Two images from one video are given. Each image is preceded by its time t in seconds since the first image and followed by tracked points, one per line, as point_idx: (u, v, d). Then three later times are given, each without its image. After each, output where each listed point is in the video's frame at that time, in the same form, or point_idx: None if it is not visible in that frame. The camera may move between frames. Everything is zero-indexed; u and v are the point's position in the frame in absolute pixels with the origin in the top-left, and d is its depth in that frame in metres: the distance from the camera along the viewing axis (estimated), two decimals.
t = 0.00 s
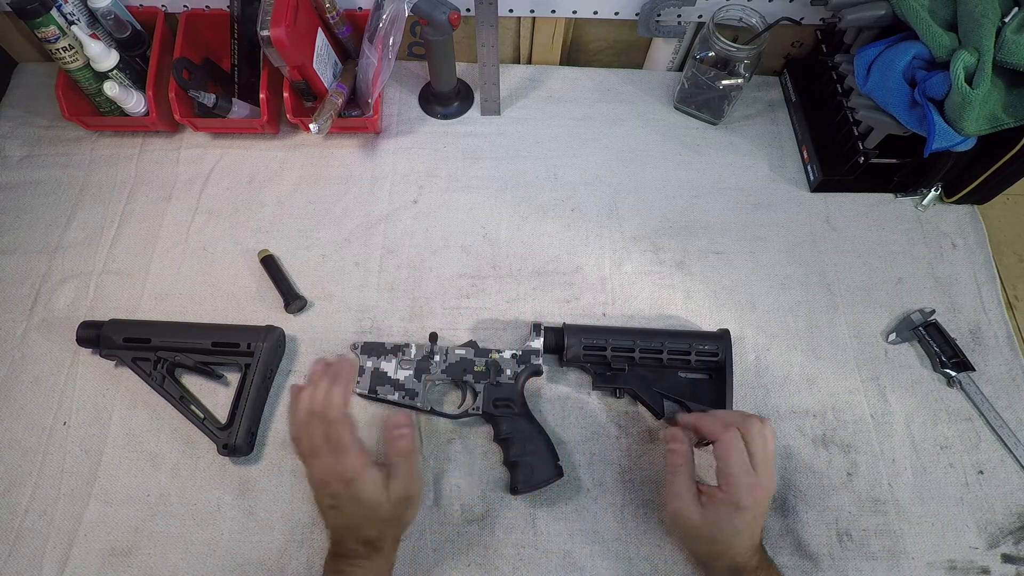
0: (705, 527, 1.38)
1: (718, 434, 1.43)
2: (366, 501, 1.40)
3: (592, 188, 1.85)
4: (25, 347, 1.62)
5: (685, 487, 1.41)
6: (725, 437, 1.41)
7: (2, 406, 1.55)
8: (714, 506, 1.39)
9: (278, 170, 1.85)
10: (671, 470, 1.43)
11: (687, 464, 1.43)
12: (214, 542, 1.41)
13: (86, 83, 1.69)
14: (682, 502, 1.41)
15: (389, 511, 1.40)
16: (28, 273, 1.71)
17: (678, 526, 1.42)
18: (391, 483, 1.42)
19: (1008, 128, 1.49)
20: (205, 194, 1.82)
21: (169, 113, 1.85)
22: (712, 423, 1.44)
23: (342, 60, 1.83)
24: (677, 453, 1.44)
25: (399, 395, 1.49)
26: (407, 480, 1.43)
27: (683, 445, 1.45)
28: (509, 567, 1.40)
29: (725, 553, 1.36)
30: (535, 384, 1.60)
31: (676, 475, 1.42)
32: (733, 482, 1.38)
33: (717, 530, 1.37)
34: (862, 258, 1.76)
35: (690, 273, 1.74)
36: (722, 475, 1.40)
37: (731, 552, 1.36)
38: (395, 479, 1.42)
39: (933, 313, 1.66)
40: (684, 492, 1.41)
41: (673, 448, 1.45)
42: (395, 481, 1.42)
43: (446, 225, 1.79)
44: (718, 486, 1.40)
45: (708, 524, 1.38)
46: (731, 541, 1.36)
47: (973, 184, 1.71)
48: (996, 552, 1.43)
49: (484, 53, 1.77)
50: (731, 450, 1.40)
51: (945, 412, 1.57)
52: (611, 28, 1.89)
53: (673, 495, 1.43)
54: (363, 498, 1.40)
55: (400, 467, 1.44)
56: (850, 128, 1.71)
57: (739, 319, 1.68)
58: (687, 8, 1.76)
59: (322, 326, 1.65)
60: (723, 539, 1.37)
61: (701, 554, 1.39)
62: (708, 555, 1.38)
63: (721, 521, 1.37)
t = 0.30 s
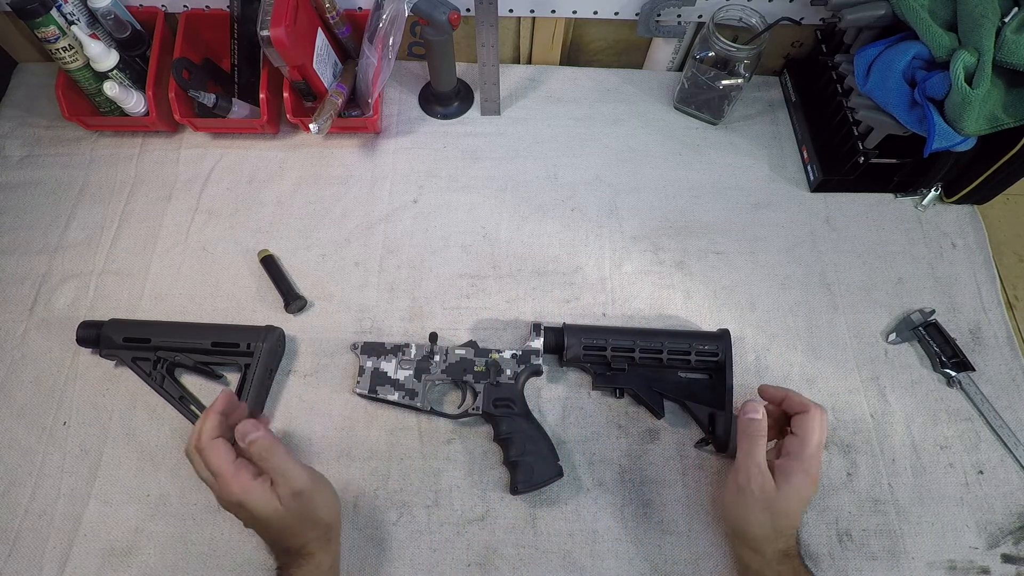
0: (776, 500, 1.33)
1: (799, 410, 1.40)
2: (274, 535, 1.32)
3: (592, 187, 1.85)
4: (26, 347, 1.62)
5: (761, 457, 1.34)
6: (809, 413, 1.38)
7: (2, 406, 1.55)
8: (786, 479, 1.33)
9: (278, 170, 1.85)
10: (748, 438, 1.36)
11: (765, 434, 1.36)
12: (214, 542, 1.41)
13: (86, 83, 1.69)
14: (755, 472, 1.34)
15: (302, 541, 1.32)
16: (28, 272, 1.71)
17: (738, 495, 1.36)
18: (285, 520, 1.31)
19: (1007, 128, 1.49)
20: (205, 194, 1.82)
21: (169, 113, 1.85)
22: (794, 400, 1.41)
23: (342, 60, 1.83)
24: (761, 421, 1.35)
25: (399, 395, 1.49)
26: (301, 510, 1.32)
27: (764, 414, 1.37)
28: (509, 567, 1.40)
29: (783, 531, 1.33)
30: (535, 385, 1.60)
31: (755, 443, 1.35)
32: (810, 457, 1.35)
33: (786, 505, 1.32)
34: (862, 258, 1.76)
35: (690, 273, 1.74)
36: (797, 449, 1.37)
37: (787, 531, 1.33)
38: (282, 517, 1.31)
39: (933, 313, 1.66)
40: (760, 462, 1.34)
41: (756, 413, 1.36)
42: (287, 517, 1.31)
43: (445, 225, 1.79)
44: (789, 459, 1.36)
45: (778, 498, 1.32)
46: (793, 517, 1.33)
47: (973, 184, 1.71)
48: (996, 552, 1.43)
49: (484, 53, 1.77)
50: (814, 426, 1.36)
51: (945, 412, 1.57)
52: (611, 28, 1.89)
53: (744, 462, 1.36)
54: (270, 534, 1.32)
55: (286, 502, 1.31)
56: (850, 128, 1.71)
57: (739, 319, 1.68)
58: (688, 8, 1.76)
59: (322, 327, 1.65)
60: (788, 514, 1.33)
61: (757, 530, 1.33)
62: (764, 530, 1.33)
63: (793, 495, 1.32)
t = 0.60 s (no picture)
0: (752, 514, 1.32)
1: (773, 422, 1.38)
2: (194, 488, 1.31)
3: (592, 187, 1.85)
4: (26, 347, 1.62)
5: (734, 470, 1.34)
6: (783, 423, 1.36)
7: (2, 406, 1.55)
8: (762, 492, 1.32)
9: (278, 170, 1.85)
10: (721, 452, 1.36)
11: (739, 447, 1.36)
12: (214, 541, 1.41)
13: (86, 83, 1.69)
14: (729, 486, 1.34)
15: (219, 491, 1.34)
16: (28, 272, 1.71)
17: (718, 509, 1.36)
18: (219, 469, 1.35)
19: (1007, 128, 1.49)
20: (205, 194, 1.82)
21: (169, 113, 1.85)
22: (769, 409, 1.39)
23: (342, 60, 1.83)
24: (732, 434, 1.35)
25: (399, 395, 1.49)
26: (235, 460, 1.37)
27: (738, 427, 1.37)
28: (509, 567, 1.40)
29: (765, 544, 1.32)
30: (535, 384, 1.60)
31: (728, 456, 1.35)
32: (786, 468, 1.33)
33: (764, 519, 1.31)
34: (862, 258, 1.76)
35: (690, 273, 1.74)
36: (773, 460, 1.35)
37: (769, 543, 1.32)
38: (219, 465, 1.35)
39: (933, 313, 1.66)
40: (734, 476, 1.34)
41: (728, 427, 1.37)
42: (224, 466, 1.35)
43: (445, 225, 1.79)
44: (767, 472, 1.34)
45: (753, 511, 1.32)
46: (775, 530, 1.32)
47: (973, 184, 1.71)
48: (996, 552, 1.43)
49: (484, 53, 1.77)
50: (789, 436, 1.34)
51: (945, 412, 1.57)
52: (611, 28, 1.89)
53: (719, 476, 1.36)
54: (192, 484, 1.31)
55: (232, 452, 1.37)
56: (850, 128, 1.71)
57: (739, 319, 1.68)
58: (687, 8, 1.76)
59: (322, 327, 1.65)
60: (770, 527, 1.31)
61: (740, 543, 1.33)
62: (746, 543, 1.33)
63: (770, 508, 1.31)
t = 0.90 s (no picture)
0: (746, 514, 1.32)
1: (763, 422, 1.38)
2: (156, 415, 1.38)
3: (592, 187, 1.85)
4: (26, 347, 1.62)
5: (725, 471, 1.35)
6: (772, 422, 1.36)
7: (2, 406, 1.55)
8: (755, 492, 1.33)
9: (278, 170, 1.85)
10: (710, 453, 1.37)
11: (730, 447, 1.36)
12: (214, 541, 1.41)
13: (86, 83, 1.69)
14: (722, 487, 1.35)
15: (176, 424, 1.39)
16: (28, 272, 1.71)
17: (717, 507, 1.37)
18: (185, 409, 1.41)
19: (1007, 128, 1.49)
20: (205, 194, 1.82)
21: (169, 113, 1.85)
22: (758, 410, 1.40)
23: (342, 60, 1.83)
24: (722, 434, 1.36)
25: (399, 395, 1.49)
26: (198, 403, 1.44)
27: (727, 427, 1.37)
28: (509, 567, 1.40)
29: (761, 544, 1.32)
30: (534, 385, 1.60)
31: (717, 456, 1.36)
32: (779, 468, 1.33)
33: (758, 519, 1.32)
34: (862, 258, 1.76)
35: (689, 273, 1.74)
36: (765, 460, 1.35)
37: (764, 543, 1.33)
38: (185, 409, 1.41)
39: (933, 313, 1.66)
40: (726, 477, 1.34)
41: (718, 427, 1.37)
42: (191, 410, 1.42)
43: (445, 225, 1.79)
44: (761, 472, 1.35)
45: (746, 512, 1.32)
46: (770, 530, 1.32)
47: (973, 184, 1.71)
48: (996, 552, 1.43)
49: (484, 53, 1.77)
50: (779, 436, 1.34)
51: (945, 412, 1.57)
52: (611, 28, 1.89)
53: (712, 477, 1.37)
54: (156, 409, 1.38)
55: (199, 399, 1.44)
56: (850, 128, 1.71)
57: (739, 319, 1.68)
58: (687, 8, 1.76)
59: (322, 327, 1.65)
60: (765, 528, 1.32)
61: (736, 544, 1.34)
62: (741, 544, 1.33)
63: (764, 508, 1.31)
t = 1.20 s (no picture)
0: (761, 512, 1.32)
1: (776, 421, 1.39)
2: (111, 381, 1.18)
3: (592, 187, 1.85)
4: (26, 346, 1.62)
5: (742, 468, 1.35)
6: (785, 421, 1.36)
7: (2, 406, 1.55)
8: (771, 490, 1.33)
9: (278, 170, 1.86)
10: (726, 451, 1.37)
11: (744, 445, 1.37)
12: (213, 541, 1.41)
13: (86, 83, 1.69)
14: (737, 485, 1.35)
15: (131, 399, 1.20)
16: (28, 272, 1.71)
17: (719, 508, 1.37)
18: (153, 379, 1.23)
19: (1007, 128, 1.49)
20: (205, 194, 1.82)
21: (169, 113, 1.85)
22: (770, 410, 1.41)
23: (342, 60, 1.83)
24: (737, 432, 1.36)
25: (399, 395, 1.49)
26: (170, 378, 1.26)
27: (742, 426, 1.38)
28: (509, 567, 1.40)
29: (775, 543, 1.32)
30: (534, 385, 1.60)
31: (735, 454, 1.35)
32: (793, 466, 1.33)
33: (773, 517, 1.32)
34: (862, 258, 1.76)
35: (689, 273, 1.74)
36: (779, 459, 1.35)
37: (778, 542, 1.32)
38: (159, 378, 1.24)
39: (933, 313, 1.66)
40: (741, 475, 1.34)
41: (732, 426, 1.37)
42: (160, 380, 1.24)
43: (445, 225, 1.79)
44: (775, 471, 1.35)
45: (762, 510, 1.32)
46: (783, 528, 1.32)
47: (973, 184, 1.71)
48: (996, 551, 1.43)
49: (484, 53, 1.77)
50: (792, 434, 1.35)
51: (945, 412, 1.57)
52: (611, 28, 1.89)
53: (726, 476, 1.36)
54: (109, 377, 1.17)
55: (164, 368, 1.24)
56: (850, 128, 1.71)
57: (739, 319, 1.68)
58: (687, 8, 1.76)
59: (322, 326, 1.65)
60: (779, 526, 1.32)
61: (749, 543, 1.33)
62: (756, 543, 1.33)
63: (779, 507, 1.31)
